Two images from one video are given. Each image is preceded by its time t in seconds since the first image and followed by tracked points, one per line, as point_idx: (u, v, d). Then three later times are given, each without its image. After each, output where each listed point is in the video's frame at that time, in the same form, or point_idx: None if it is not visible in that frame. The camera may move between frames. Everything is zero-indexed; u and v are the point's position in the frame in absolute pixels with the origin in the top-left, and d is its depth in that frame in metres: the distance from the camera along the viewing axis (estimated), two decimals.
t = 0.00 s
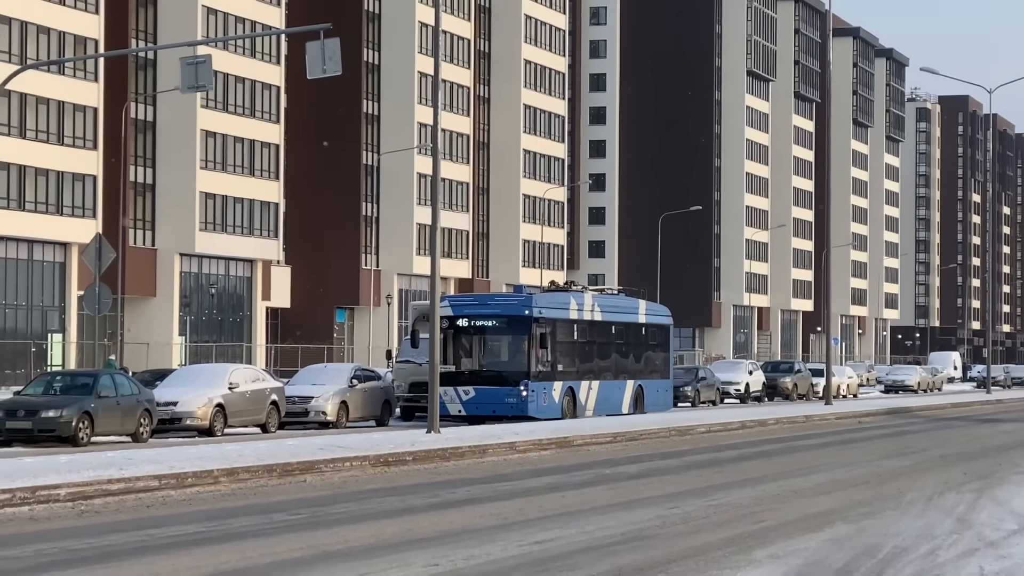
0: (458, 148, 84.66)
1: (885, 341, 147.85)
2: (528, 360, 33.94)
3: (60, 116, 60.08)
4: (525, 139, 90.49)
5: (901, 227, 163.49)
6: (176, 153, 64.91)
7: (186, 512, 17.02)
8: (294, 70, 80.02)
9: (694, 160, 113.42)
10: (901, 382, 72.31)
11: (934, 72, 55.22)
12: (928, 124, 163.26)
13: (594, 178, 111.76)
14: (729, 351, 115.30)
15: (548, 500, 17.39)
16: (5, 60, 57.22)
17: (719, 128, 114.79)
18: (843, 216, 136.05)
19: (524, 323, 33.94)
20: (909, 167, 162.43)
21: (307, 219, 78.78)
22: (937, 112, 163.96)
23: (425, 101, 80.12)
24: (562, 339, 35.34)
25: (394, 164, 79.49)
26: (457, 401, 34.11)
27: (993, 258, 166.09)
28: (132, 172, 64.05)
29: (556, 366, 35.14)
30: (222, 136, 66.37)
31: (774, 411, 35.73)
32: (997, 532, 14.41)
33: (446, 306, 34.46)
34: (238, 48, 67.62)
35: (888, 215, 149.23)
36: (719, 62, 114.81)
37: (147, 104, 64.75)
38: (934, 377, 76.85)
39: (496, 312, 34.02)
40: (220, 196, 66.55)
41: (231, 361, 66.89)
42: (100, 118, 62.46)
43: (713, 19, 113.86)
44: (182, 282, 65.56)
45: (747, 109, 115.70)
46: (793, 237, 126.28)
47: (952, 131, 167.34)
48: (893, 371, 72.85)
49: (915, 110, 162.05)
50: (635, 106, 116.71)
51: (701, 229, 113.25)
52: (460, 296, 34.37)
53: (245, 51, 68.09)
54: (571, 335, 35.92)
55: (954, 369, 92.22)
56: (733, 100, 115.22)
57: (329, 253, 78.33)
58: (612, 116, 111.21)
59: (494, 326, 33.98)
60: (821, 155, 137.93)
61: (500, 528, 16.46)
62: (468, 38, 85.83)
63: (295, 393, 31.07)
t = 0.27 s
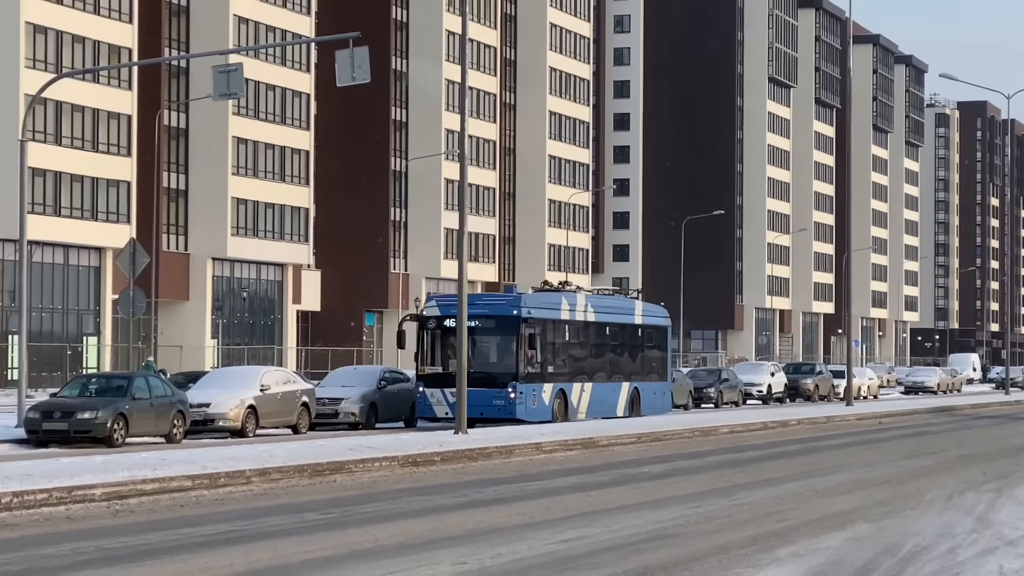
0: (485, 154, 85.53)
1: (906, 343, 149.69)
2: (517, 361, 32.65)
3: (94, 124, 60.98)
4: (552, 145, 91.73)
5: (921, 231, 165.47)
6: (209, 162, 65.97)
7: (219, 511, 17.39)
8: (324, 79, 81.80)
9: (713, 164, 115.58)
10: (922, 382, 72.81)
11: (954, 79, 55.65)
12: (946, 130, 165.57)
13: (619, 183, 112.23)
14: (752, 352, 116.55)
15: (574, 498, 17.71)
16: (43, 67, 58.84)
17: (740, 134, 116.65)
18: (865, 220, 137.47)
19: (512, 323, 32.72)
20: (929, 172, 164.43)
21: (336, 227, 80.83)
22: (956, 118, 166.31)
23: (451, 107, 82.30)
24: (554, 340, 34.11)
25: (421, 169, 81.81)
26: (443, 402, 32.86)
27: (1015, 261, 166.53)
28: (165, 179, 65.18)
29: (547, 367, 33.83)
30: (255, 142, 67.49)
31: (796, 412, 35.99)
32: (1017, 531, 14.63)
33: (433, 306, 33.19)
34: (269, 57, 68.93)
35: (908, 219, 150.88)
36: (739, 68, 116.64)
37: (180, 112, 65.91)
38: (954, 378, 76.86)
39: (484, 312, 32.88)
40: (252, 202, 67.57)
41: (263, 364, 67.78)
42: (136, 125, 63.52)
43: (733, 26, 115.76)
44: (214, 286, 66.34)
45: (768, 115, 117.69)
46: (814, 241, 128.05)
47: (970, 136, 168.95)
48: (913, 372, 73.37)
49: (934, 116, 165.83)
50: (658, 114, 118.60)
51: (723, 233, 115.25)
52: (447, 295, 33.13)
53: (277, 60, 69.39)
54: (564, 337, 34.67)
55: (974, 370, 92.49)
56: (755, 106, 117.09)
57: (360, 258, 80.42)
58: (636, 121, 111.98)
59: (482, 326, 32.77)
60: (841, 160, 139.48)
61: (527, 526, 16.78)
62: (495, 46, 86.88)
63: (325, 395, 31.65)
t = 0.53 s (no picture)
0: (512, 159, 86.43)
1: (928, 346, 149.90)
2: (505, 363, 31.63)
3: (128, 130, 61.90)
4: (579, 151, 92.26)
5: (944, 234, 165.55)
6: (240, 169, 66.72)
7: (251, 511, 17.73)
8: (353, 85, 82.57)
9: (737, 167, 116.44)
10: (944, 384, 72.90)
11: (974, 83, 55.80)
12: (969, 134, 165.26)
13: (644, 188, 112.64)
14: (776, 353, 116.77)
15: (601, 498, 17.98)
16: (76, 76, 59.95)
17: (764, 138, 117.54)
18: (888, 223, 137.59)
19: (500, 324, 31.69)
20: (951, 176, 164.53)
21: (368, 234, 81.72)
22: (978, 122, 166.22)
23: (479, 113, 83.19)
24: (543, 342, 33.09)
25: (450, 174, 82.83)
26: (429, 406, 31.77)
27: None
28: (198, 185, 65.79)
29: (536, 369, 32.80)
30: (286, 149, 68.25)
31: (820, 414, 36.18)
32: None
33: (419, 307, 32.15)
34: (300, 64, 69.63)
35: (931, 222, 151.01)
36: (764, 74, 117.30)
37: (213, 118, 66.63)
38: (976, 379, 76.79)
39: (471, 313, 31.80)
40: (283, 207, 68.02)
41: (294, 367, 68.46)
42: (168, 131, 64.28)
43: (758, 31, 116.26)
44: (246, 290, 66.96)
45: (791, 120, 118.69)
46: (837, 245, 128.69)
47: (992, 140, 168.92)
48: (935, 374, 73.48)
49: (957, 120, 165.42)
50: (683, 118, 119.37)
51: (747, 237, 116.12)
52: (433, 296, 32.09)
53: (307, 67, 70.07)
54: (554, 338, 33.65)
55: (996, 371, 92.54)
56: (779, 111, 118.00)
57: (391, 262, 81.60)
58: (662, 126, 112.45)
59: (469, 327, 31.75)
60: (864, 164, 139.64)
61: (555, 526, 17.05)
62: (522, 53, 87.34)
63: (355, 397, 32.59)
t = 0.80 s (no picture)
0: (541, 163, 87.22)
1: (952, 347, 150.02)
2: (491, 364, 30.70)
3: (165, 135, 62.69)
4: (608, 154, 93.02)
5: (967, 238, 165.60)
6: (274, 173, 67.66)
7: (286, 508, 18.09)
8: (383, 92, 83.72)
9: (764, 171, 117.21)
10: (967, 384, 72.92)
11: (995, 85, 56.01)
12: (992, 137, 165.27)
13: (671, 192, 113.03)
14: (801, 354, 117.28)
15: (630, 497, 18.26)
16: (114, 84, 61.19)
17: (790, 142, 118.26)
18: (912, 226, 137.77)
19: (486, 324, 30.77)
20: (974, 180, 164.63)
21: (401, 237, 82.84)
22: (1001, 125, 166.27)
23: (508, 118, 84.28)
24: (531, 342, 32.14)
25: (481, 179, 83.87)
26: (414, 408, 30.74)
27: None
28: (232, 189, 66.88)
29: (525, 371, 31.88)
30: (321, 154, 68.91)
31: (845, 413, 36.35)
32: None
33: (403, 306, 31.14)
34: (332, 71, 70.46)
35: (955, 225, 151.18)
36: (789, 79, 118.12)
37: (247, 124, 67.68)
38: (998, 380, 76.88)
39: (458, 312, 30.81)
40: (315, 211, 68.62)
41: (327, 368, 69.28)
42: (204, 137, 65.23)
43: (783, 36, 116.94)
44: (280, 292, 67.84)
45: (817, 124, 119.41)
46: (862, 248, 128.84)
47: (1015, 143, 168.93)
48: (959, 375, 73.59)
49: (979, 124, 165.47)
50: (710, 121, 119.92)
51: (773, 239, 116.75)
52: (418, 295, 31.12)
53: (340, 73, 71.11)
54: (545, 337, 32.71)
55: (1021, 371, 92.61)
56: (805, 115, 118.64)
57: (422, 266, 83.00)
58: (688, 131, 113.05)
59: (455, 328, 30.79)
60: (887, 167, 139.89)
61: (585, 524, 17.32)
62: (552, 59, 87.86)
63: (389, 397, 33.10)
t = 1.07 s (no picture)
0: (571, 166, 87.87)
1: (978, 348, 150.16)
2: (477, 364, 29.83)
3: (202, 141, 63.27)
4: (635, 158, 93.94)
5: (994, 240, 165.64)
6: (310, 179, 69.05)
7: (322, 507, 18.45)
8: (415, 97, 84.86)
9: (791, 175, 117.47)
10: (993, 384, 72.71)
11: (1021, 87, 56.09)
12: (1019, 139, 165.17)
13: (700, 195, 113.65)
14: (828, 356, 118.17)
15: (660, 495, 18.53)
16: (152, 90, 61.85)
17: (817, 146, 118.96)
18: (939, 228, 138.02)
19: (472, 324, 29.87)
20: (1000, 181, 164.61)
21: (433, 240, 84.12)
22: None
23: (538, 123, 86.73)
24: (519, 341, 31.28)
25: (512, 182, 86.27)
26: (398, 410, 30.01)
27: None
28: (268, 193, 68.61)
29: (513, 371, 30.99)
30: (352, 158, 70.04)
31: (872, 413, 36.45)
32: None
33: (388, 305, 30.42)
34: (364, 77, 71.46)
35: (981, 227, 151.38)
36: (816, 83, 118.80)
37: (282, 129, 69.47)
38: None
39: (443, 311, 29.96)
40: (347, 214, 70.10)
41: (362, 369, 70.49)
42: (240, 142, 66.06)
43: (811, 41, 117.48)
44: (314, 295, 69.26)
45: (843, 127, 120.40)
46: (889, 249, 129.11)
47: None
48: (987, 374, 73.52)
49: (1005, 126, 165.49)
50: (739, 125, 120.08)
51: (800, 241, 116.99)
52: (402, 293, 30.35)
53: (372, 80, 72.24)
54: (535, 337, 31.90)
55: None
56: (831, 118, 119.57)
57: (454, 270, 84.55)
58: (717, 134, 113.36)
59: (440, 328, 29.94)
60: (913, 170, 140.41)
61: (616, 522, 17.60)
62: (581, 64, 88.73)
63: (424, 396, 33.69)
